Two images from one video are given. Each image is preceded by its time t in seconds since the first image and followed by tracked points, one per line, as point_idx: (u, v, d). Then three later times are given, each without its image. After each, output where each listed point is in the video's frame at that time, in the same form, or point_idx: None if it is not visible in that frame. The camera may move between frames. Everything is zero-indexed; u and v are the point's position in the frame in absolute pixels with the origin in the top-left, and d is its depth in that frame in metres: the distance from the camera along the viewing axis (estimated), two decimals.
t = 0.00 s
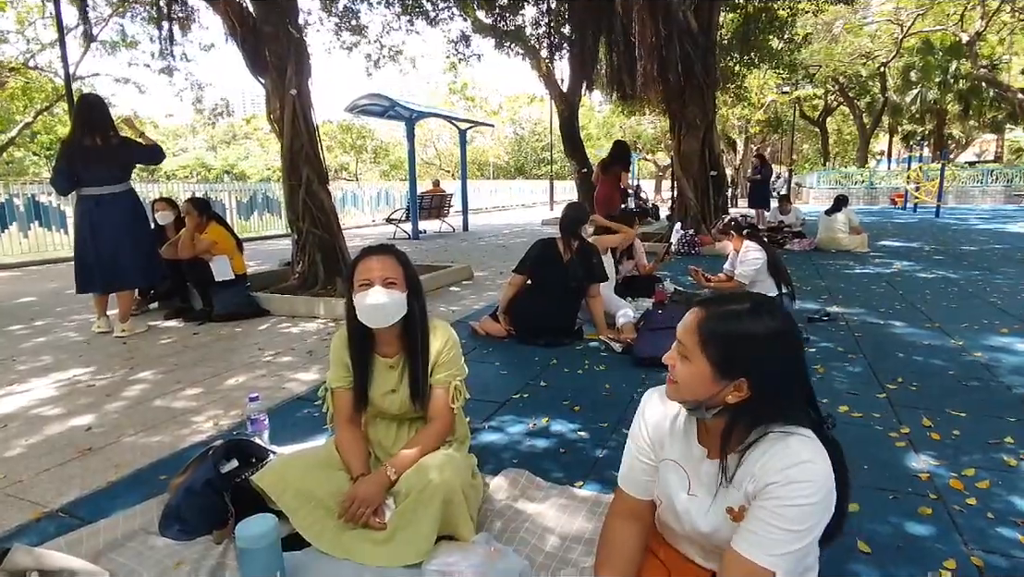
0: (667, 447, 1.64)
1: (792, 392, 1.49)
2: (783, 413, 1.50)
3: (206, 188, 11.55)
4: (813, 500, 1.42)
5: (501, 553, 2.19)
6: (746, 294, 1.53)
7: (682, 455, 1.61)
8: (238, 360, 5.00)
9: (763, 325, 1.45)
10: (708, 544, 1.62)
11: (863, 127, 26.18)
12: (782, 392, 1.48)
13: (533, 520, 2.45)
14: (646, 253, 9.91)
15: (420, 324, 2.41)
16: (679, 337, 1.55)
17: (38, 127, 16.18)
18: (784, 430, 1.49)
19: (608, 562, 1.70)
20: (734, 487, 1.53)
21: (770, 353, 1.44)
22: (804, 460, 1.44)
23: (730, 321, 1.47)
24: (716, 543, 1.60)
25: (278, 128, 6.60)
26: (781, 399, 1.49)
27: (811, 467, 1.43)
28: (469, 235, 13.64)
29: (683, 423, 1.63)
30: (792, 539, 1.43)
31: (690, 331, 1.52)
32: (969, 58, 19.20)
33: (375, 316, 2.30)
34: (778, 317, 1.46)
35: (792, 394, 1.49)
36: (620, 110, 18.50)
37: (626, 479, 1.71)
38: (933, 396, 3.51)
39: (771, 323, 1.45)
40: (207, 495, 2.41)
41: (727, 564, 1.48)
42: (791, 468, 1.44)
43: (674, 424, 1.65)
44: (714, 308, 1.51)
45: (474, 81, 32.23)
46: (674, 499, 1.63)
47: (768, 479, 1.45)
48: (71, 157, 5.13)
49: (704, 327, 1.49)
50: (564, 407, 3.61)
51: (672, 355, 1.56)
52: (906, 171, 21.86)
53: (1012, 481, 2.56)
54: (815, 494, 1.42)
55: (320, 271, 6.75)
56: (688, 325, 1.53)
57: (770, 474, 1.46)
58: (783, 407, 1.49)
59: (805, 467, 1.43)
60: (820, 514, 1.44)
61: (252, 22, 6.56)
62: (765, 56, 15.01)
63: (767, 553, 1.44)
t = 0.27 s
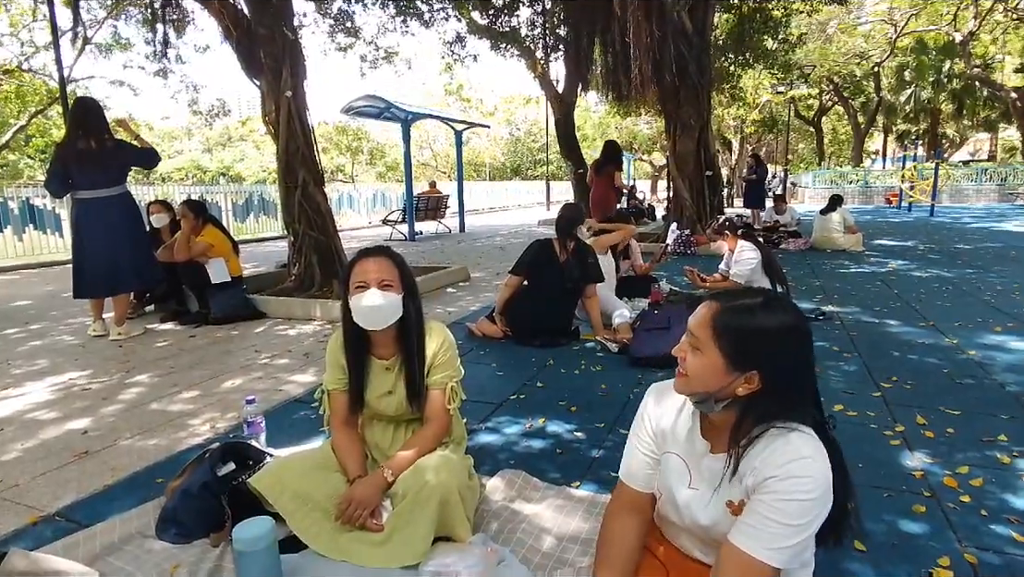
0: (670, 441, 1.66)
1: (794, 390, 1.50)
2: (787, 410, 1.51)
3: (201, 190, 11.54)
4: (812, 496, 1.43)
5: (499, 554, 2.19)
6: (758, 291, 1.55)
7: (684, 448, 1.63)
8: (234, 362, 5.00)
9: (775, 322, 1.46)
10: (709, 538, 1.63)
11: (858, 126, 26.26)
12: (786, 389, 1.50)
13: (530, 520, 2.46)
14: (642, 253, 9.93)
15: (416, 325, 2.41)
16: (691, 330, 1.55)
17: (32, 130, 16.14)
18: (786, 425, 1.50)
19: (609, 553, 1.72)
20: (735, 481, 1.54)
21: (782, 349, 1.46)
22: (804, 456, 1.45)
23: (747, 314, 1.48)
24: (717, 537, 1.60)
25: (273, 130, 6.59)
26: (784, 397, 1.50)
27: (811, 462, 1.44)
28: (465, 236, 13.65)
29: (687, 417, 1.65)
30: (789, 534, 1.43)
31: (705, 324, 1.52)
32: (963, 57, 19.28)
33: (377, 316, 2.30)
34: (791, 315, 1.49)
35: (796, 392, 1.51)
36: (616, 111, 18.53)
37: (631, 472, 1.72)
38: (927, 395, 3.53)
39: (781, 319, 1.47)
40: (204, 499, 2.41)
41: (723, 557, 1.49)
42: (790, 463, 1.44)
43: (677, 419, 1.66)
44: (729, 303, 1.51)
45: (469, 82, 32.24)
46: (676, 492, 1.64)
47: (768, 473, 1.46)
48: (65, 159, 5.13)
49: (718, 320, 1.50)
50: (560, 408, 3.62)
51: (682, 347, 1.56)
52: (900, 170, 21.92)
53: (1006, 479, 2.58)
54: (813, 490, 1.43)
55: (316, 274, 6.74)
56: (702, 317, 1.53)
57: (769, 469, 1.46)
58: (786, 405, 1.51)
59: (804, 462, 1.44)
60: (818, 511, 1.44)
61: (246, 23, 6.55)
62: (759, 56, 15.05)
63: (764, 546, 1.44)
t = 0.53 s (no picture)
0: (669, 442, 1.65)
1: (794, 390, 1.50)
2: (788, 413, 1.50)
3: (197, 193, 11.53)
4: (812, 496, 1.46)
5: (495, 555, 2.19)
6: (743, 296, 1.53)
7: (683, 450, 1.62)
8: (230, 365, 5.00)
9: (765, 329, 1.45)
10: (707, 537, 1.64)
11: (852, 125, 26.35)
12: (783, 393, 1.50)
13: (528, 521, 2.46)
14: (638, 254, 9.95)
15: (412, 327, 2.42)
16: (683, 353, 1.54)
17: (26, 133, 16.12)
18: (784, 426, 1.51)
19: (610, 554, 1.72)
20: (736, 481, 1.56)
21: (778, 353, 1.45)
22: (804, 457, 1.47)
23: (739, 326, 1.46)
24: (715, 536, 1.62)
25: (269, 132, 6.58)
26: (789, 400, 1.50)
27: (810, 462, 1.47)
28: (461, 238, 13.65)
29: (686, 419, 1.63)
30: (790, 533, 1.46)
31: (699, 346, 1.50)
32: (956, 57, 19.38)
33: (375, 319, 2.31)
34: (780, 316, 1.47)
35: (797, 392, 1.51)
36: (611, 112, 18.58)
37: (629, 470, 1.71)
38: (922, 393, 3.55)
39: (772, 324, 1.46)
40: (201, 502, 2.42)
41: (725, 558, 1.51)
42: (790, 464, 1.47)
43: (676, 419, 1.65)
44: (716, 317, 1.50)
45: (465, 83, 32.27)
46: (675, 492, 1.64)
47: (769, 475, 1.48)
48: (59, 163, 5.11)
49: (709, 337, 1.48)
50: (557, 409, 3.63)
51: (680, 367, 1.55)
52: (895, 169, 22.00)
53: (998, 476, 2.60)
54: (814, 491, 1.46)
55: (313, 275, 6.77)
56: (691, 337, 1.52)
57: (771, 469, 1.48)
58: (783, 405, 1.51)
59: (805, 463, 1.46)
60: (818, 509, 1.47)
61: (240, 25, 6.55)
62: (754, 56, 15.11)
63: (766, 547, 1.46)
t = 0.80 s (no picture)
0: (650, 454, 1.65)
1: (760, 399, 1.44)
2: (760, 423, 1.45)
3: (193, 195, 11.51)
4: (796, 495, 1.46)
5: (493, 555, 2.20)
6: (689, 323, 1.44)
7: (666, 460, 1.63)
8: (227, 368, 5.00)
9: (718, 358, 1.37)
10: (696, 541, 1.64)
11: (847, 125, 26.42)
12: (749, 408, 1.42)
13: (525, 521, 2.47)
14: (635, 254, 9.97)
15: (410, 327, 2.43)
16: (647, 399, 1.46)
17: (21, 136, 16.08)
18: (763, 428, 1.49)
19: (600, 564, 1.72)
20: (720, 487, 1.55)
21: (736, 377, 1.38)
22: (784, 458, 1.46)
23: (691, 363, 1.38)
24: (704, 540, 1.63)
25: (264, 134, 6.59)
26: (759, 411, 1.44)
27: (791, 463, 1.46)
28: (458, 239, 13.65)
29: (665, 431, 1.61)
30: (775, 535, 1.47)
31: (658, 393, 1.42)
32: (950, 56, 19.44)
33: (371, 320, 2.32)
34: (730, 335, 1.40)
35: (764, 399, 1.45)
36: (607, 112, 18.61)
37: (613, 484, 1.71)
38: (916, 391, 3.57)
39: (721, 350, 1.38)
40: (201, 503, 2.42)
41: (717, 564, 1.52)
42: (773, 467, 1.46)
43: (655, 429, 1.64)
44: (666, 358, 1.41)
45: (461, 84, 32.27)
46: (660, 501, 1.65)
47: (753, 479, 1.48)
48: (56, 166, 5.12)
49: (665, 381, 1.40)
50: (554, 409, 3.64)
51: (646, 409, 1.48)
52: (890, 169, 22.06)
53: (992, 472, 2.62)
54: (796, 490, 1.46)
55: (310, 277, 6.77)
56: (649, 382, 1.44)
57: (753, 473, 1.48)
58: (744, 411, 1.42)
59: (786, 464, 1.45)
60: (803, 507, 1.48)
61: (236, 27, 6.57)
62: (749, 56, 15.15)
63: (756, 551, 1.47)
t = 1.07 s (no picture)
0: (633, 459, 1.66)
1: (739, 394, 1.46)
2: (737, 419, 1.45)
3: (190, 198, 11.50)
4: (774, 495, 1.43)
5: (492, 556, 2.20)
6: (659, 327, 1.47)
7: (648, 464, 1.64)
8: (226, 370, 5.00)
9: (692, 356, 1.40)
10: (684, 543, 1.64)
11: (844, 125, 26.48)
12: (731, 407, 1.45)
13: (525, 521, 2.48)
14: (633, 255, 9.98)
15: (408, 330, 2.43)
16: (630, 405, 1.47)
17: (17, 140, 16.05)
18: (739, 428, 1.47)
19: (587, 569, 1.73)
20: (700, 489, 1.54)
21: (710, 374, 1.41)
22: (761, 456, 1.44)
23: (665, 366, 1.40)
24: (692, 543, 1.63)
25: (261, 136, 6.60)
26: (739, 406, 1.46)
27: (767, 463, 1.44)
28: (455, 241, 13.65)
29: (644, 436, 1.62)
30: (755, 536, 1.45)
31: (639, 400, 1.43)
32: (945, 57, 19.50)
33: (370, 323, 2.32)
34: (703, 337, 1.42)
35: (743, 396, 1.47)
36: (604, 114, 18.65)
37: (600, 490, 1.73)
38: (912, 390, 3.58)
39: (699, 351, 1.40)
40: (200, 506, 2.41)
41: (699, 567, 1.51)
42: (748, 467, 1.44)
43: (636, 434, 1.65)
44: (641, 365, 1.43)
45: (458, 86, 32.30)
46: (647, 507, 1.66)
47: (730, 480, 1.46)
48: (54, 169, 5.12)
49: (642, 387, 1.42)
50: (553, 410, 3.65)
51: (628, 416, 1.49)
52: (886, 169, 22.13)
53: (989, 471, 2.63)
54: (775, 489, 1.43)
55: (308, 279, 6.78)
56: (626, 390, 1.45)
57: (730, 474, 1.46)
58: (733, 413, 1.45)
59: (761, 464, 1.43)
60: (783, 507, 1.46)
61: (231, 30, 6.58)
62: (745, 57, 15.19)
63: (736, 552, 1.45)
